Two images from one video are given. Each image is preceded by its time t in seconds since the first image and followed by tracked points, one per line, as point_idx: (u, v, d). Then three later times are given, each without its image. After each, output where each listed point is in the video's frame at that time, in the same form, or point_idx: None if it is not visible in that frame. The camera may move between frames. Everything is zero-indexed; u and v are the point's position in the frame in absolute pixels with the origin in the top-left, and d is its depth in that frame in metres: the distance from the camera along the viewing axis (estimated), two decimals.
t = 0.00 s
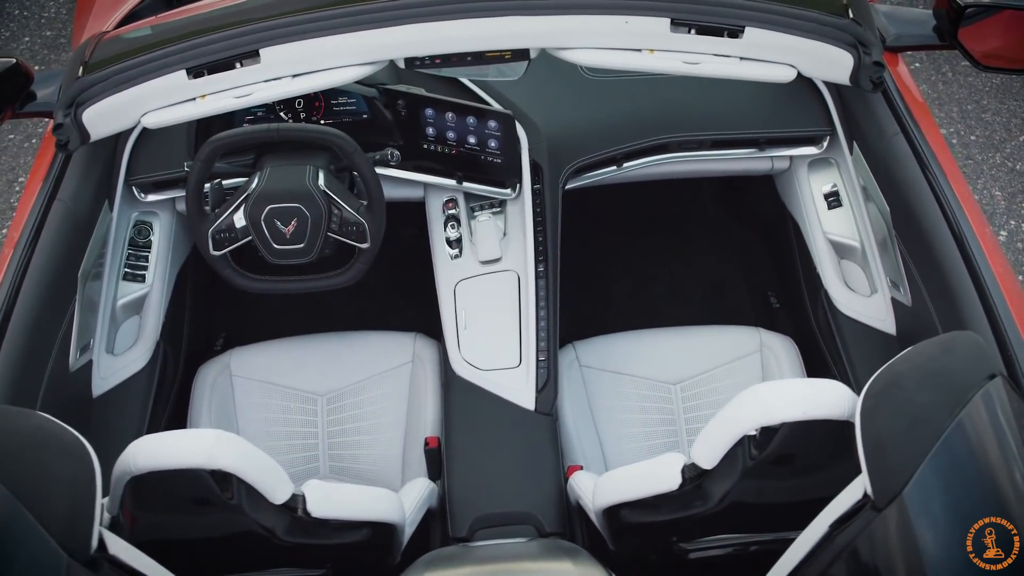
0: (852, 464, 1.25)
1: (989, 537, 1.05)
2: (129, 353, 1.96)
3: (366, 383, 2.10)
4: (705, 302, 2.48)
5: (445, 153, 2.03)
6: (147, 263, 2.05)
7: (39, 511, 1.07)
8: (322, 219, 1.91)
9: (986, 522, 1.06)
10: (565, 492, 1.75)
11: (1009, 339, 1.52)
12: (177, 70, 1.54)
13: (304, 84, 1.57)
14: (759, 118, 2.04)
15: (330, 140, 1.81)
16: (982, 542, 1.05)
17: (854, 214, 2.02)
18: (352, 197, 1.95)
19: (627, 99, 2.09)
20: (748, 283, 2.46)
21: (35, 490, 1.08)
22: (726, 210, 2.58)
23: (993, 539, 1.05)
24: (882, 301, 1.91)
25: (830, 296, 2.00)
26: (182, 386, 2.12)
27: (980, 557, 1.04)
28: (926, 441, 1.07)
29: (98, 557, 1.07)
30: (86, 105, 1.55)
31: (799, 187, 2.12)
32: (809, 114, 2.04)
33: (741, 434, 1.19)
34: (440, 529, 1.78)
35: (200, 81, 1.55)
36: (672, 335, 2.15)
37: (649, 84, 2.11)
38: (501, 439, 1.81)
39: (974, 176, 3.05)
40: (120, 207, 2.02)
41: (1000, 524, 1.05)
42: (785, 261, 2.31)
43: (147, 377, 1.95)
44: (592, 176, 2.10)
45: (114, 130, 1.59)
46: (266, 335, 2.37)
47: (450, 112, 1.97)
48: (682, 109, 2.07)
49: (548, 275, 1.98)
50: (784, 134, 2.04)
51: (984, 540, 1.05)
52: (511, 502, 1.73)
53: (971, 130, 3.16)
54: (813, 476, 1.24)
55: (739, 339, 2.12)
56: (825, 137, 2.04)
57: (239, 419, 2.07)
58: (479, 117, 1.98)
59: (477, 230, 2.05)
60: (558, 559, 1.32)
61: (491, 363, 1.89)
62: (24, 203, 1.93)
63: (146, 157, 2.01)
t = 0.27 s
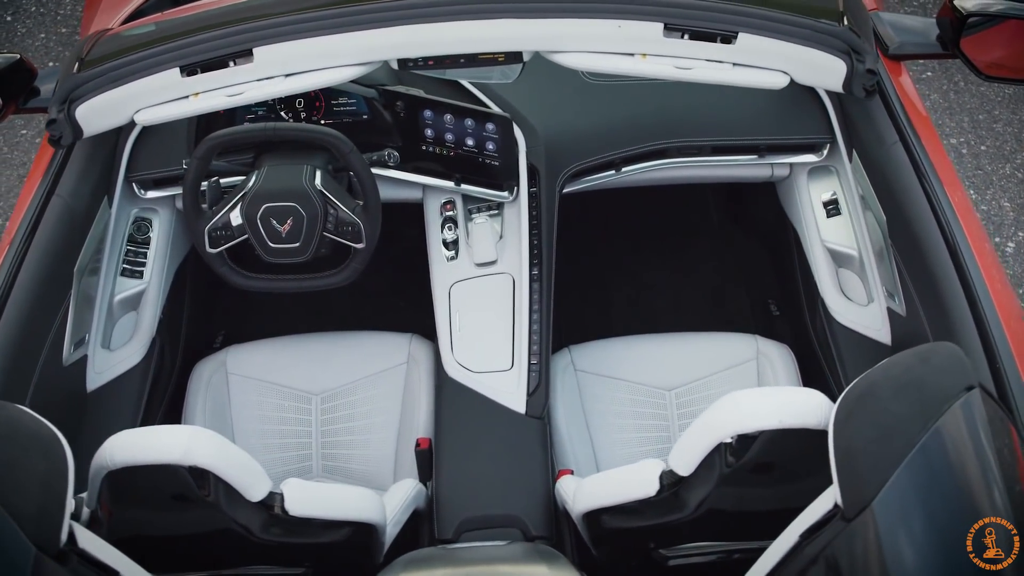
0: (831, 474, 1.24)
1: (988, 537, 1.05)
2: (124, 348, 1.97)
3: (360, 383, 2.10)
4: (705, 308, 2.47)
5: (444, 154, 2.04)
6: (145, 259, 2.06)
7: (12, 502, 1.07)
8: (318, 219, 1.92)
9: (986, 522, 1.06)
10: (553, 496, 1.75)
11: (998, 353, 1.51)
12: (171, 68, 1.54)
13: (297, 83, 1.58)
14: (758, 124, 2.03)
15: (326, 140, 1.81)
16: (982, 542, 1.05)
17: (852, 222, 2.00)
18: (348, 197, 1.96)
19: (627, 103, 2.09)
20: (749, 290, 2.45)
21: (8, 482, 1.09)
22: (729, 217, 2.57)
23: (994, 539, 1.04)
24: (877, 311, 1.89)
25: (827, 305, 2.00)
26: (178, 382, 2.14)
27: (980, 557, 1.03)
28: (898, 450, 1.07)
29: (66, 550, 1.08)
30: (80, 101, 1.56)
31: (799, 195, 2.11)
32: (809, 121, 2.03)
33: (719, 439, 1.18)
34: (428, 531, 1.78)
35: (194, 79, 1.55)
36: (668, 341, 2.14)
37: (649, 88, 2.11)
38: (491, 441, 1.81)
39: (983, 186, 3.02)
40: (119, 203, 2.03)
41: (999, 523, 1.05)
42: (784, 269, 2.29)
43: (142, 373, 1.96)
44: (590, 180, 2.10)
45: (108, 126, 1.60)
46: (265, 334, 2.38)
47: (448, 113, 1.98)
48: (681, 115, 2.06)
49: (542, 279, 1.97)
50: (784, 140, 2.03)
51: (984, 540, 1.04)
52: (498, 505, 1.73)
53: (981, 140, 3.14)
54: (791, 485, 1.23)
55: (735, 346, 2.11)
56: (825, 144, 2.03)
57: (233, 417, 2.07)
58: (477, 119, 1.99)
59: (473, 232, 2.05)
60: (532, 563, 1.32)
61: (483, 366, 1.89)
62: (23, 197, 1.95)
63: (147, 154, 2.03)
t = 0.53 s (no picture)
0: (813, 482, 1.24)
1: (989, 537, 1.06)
2: (123, 344, 1.99)
3: (356, 384, 2.10)
4: (707, 314, 2.47)
5: (444, 156, 2.04)
6: (146, 256, 2.07)
7: None
8: (316, 219, 1.92)
9: (985, 522, 1.07)
10: (544, 500, 1.75)
11: (989, 364, 1.49)
12: (167, 66, 1.55)
13: (292, 84, 1.58)
14: (759, 131, 2.03)
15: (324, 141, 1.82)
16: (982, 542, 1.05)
17: (852, 230, 1.99)
18: (347, 198, 1.96)
19: (627, 108, 2.08)
20: (751, 297, 2.44)
21: None
22: (733, 223, 2.56)
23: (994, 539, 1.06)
24: (875, 320, 1.87)
25: (825, 314, 1.99)
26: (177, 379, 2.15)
27: (980, 556, 1.04)
28: (876, 457, 1.05)
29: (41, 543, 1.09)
30: (76, 98, 1.57)
31: (799, 202, 2.10)
32: (810, 129, 2.02)
33: (696, 447, 1.17)
34: (418, 532, 1.78)
35: (190, 78, 1.56)
36: (666, 347, 2.13)
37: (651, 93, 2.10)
38: (482, 445, 1.81)
39: (993, 196, 3.00)
40: (122, 201, 2.05)
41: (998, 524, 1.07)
42: (786, 276, 2.28)
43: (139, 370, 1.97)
44: (590, 184, 2.10)
45: (104, 124, 1.61)
46: (267, 332, 2.39)
47: (448, 116, 1.98)
48: (682, 120, 2.06)
49: (539, 283, 1.98)
50: (785, 148, 2.02)
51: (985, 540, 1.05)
52: (488, 508, 1.73)
53: (992, 150, 3.12)
54: (772, 493, 1.23)
55: (734, 353, 2.10)
56: (826, 152, 2.03)
57: (229, 414, 2.08)
58: (477, 122, 1.99)
59: (472, 235, 2.05)
60: (511, 566, 1.32)
61: (478, 368, 1.89)
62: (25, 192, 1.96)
63: (149, 152, 2.04)
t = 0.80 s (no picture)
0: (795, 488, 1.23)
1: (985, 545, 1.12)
2: (123, 337, 1.99)
3: (354, 382, 2.11)
4: (710, 320, 2.46)
5: (445, 157, 2.05)
6: (148, 250, 2.08)
7: None
8: (315, 217, 1.93)
9: (986, 522, 1.16)
10: (536, 501, 1.75)
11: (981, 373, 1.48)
12: (167, 62, 1.57)
13: (290, 81, 1.59)
14: (761, 136, 2.03)
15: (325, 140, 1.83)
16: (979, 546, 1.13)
17: (853, 237, 1.98)
18: (347, 197, 1.97)
19: (630, 111, 2.08)
20: (753, 303, 2.43)
21: None
22: (738, 229, 2.55)
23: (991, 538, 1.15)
24: (873, 328, 1.86)
25: (823, 320, 1.98)
26: (178, 374, 2.16)
27: (980, 554, 1.13)
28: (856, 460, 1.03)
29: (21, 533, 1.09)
30: (76, 93, 1.58)
31: (801, 209, 2.09)
32: (813, 134, 2.01)
33: (676, 450, 1.18)
34: (409, 530, 1.79)
35: (188, 74, 1.57)
36: (664, 351, 2.13)
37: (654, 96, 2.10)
38: (476, 445, 1.81)
39: (1003, 206, 2.97)
40: (126, 195, 2.06)
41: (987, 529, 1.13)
42: (788, 282, 2.27)
43: (139, 364, 1.98)
44: (591, 187, 2.10)
45: (103, 119, 1.62)
46: (269, 329, 2.41)
47: (451, 116, 1.99)
48: (685, 124, 2.06)
49: (536, 284, 1.98)
50: (787, 153, 2.02)
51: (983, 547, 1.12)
52: (479, 508, 1.73)
53: (1003, 160, 3.09)
54: (755, 499, 1.22)
55: (733, 358, 2.10)
56: (829, 158, 2.02)
57: (229, 410, 2.09)
58: (478, 123, 2.00)
59: (472, 236, 2.06)
60: (492, 565, 1.32)
61: (474, 368, 1.90)
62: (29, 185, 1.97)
63: (154, 148, 2.06)
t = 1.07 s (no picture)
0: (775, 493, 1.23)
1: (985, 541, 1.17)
2: (124, 331, 2.01)
3: (352, 380, 2.12)
4: (713, 325, 2.45)
5: (446, 157, 2.06)
6: (152, 245, 2.10)
7: None
8: (315, 214, 1.94)
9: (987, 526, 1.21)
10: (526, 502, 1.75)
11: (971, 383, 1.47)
12: (166, 58, 1.58)
13: (287, 79, 1.60)
14: (763, 142, 2.02)
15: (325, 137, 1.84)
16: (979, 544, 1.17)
17: (853, 245, 1.97)
18: (348, 195, 1.98)
19: (632, 115, 2.08)
20: (756, 310, 2.42)
21: None
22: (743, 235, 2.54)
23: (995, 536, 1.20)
24: (871, 336, 1.85)
25: (821, 328, 1.97)
26: (179, 368, 2.18)
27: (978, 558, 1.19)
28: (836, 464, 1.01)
29: None
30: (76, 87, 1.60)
31: (802, 215, 2.09)
32: (816, 140, 2.01)
33: (654, 453, 1.18)
34: (399, 528, 1.79)
35: (187, 70, 1.58)
36: (662, 356, 2.13)
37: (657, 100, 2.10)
38: (468, 445, 1.81)
39: (1015, 217, 2.95)
40: (130, 190, 2.08)
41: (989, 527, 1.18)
42: (790, 289, 2.27)
43: (138, 357, 2.00)
44: (591, 190, 2.10)
45: (103, 113, 1.64)
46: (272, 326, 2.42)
47: (452, 117, 2.00)
48: (687, 128, 2.06)
49: (533, 287, 1.98)
50: (788, 160, 2.01)
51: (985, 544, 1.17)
52: (469, 507, 1.73)
53: (1016, 171, 3.07)
54: (734, 504, 1.22)
55: (731, 364, 2.09)
56: (831, 165, 2.01)
57: (228, 405, 2.10)
58: (480, 124, 2.02)
59: (471, 236, 2.06)
60: (472, 564, 1.31)
61: (469, 368, 1.90)
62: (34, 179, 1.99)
63: (158, 143, 2.08)
